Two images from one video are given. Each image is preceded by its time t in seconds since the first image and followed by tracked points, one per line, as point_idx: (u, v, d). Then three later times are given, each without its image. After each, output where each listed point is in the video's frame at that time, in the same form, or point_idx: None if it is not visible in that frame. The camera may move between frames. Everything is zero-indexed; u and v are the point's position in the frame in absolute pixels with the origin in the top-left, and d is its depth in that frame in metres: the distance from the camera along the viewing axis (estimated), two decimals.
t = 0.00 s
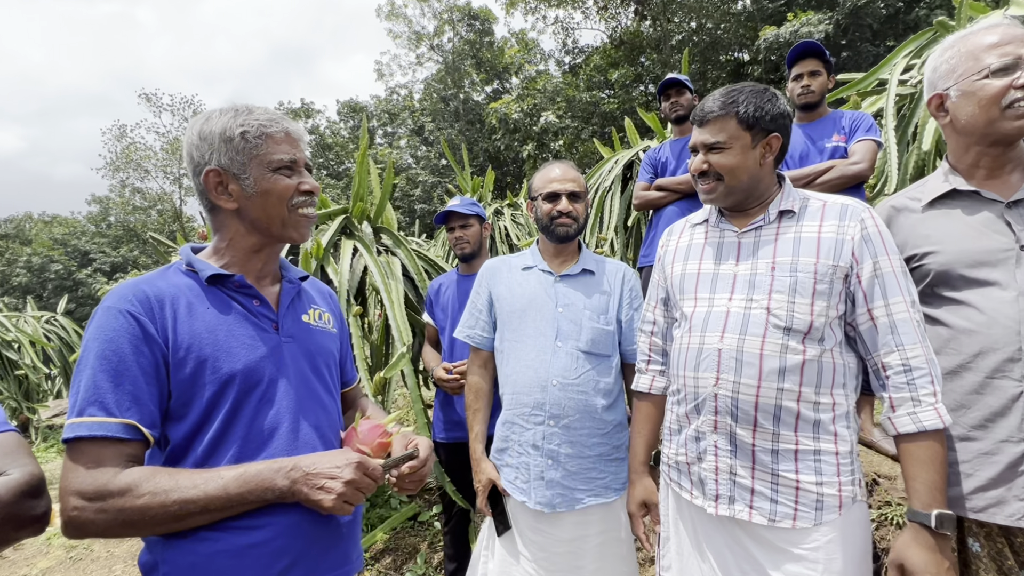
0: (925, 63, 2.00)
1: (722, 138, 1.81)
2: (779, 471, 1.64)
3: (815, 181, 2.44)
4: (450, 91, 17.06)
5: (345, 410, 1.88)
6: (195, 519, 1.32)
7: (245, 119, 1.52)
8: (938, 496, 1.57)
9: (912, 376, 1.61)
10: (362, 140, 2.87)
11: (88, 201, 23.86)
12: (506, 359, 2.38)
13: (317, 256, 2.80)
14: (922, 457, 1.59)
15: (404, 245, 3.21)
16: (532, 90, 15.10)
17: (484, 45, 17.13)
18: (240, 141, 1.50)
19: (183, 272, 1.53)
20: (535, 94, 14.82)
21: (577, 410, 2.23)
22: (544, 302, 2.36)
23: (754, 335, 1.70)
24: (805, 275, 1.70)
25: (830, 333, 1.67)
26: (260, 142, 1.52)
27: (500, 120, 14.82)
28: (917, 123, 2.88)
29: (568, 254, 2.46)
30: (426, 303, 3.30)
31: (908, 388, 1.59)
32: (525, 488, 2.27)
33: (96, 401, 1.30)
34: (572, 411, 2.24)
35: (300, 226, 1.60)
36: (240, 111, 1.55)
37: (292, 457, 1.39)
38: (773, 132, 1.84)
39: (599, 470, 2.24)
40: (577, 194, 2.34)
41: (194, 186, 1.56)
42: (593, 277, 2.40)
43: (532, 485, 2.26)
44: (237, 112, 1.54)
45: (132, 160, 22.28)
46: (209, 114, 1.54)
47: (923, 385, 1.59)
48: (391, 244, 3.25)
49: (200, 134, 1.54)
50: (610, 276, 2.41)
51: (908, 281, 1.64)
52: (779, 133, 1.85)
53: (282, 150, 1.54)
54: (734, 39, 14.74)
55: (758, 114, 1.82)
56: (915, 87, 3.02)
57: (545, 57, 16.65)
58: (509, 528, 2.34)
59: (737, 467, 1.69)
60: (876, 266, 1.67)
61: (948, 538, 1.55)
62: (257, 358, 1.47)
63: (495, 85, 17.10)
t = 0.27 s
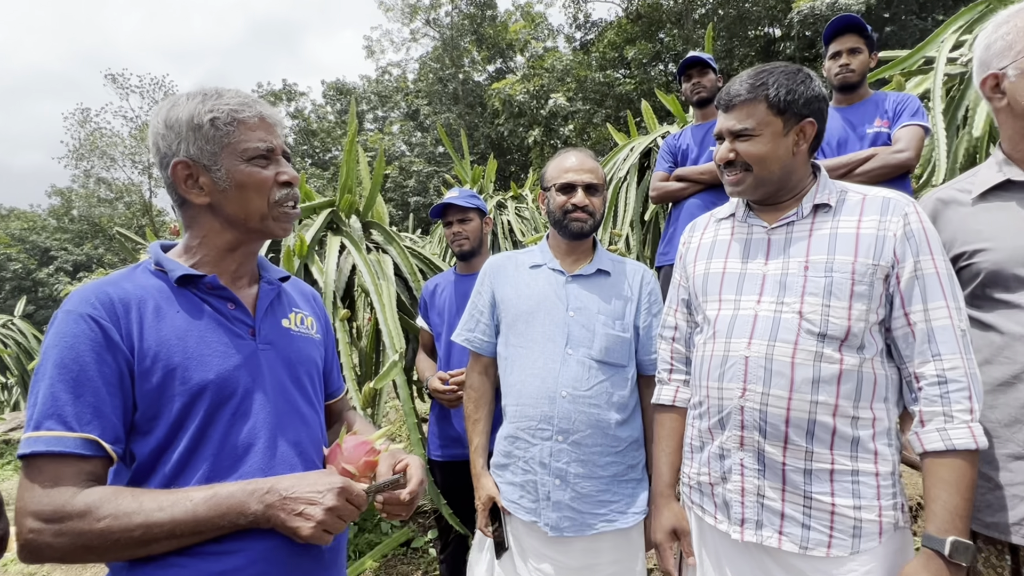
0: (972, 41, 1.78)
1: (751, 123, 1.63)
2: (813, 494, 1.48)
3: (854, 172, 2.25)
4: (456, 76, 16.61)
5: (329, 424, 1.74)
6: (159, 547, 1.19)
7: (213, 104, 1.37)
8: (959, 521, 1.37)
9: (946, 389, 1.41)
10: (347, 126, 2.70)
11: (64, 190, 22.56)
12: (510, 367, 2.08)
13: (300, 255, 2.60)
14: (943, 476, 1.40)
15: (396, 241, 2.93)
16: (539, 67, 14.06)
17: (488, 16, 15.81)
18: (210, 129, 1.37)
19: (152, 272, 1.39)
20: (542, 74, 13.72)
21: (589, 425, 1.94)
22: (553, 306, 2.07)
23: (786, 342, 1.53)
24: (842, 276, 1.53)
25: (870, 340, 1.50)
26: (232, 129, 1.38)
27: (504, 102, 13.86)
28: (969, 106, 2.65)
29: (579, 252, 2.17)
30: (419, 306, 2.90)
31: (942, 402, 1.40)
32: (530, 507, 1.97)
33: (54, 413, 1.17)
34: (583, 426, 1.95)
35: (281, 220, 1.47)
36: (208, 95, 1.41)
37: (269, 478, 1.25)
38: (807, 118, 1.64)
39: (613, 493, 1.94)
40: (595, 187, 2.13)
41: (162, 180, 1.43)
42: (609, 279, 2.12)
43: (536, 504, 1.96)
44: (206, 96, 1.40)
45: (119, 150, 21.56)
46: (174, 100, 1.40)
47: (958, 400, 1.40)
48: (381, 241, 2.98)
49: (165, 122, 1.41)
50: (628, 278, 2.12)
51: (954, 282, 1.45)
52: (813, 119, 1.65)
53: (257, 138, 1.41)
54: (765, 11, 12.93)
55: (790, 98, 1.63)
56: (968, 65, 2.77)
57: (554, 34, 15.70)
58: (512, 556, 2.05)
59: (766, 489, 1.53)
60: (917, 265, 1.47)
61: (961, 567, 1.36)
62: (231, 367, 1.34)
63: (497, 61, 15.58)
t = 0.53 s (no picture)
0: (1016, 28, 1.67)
1: (774, 110, 1.51)
2: (841, 512, 1.39)
3: (889, 163, 2.13)
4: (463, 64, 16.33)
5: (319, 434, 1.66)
6: (134, 552, 1.12)
7: (179, 91, 1.29)
8: (994, 542, 1.27)
9: (982, 398, 1.31)
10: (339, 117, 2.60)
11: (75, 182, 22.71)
12: (514, 373, 1.99)
13: (287, 253, 2.49)
14: (978, 494, 1.29)
15: (390, 238, 2.84)
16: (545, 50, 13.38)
17: None
18: (179, 120, 1.29)
19: (129, 271, 1.32)
20: (546, 56, 13.15)
21: (597, 436, 1.85)
22: (562, 307, 1.98)
23: (812, 347, 1.43)
24: (873, 275, 1.42)
25: (903, 346, 1.39)
26: (202, 118, 1.30)
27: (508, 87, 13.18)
28: (1014, 93, 2.53)
29: (590, 249, 2.07)
30: (415, 307, 2.78)
31: (977, 412, 1.29)
32: (523, 520, 1.90)
33: (27, 425, 1.10)
34: (590, 437, 1.86)
35: (266, 212, 1.39)
36: (174, 82, 1.31)
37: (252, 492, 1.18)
38: (835, 103, 1.52)
39: (621, 510, 1.85)
40: (602, 180, 2.02)
41: (135, 180, 1.36)
42: (622, 278, 2.02)
43: (534, 517, 1.89)
44: (171, 83, 1.31)
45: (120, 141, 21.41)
46: (138, 91, 1.32)
47: (995, 410, 1.29)
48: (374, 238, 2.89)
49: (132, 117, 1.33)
50: (644, 278, 2.02)
51: (994, 284, 1.33)
52: (842, 104, 1.52)
53: (230, 125, 1.33)
54: None
55: (817, 82, 1.51)
56: (1011, 50, 2.61)
57: (563, 17, 15.16)
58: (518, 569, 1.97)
59: (790, 506, 1.44)
60: (953, 263, 1.35)
61: None
62: (214, 372, 1.27)
63: (502, 46, 15.06)
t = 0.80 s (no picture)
0: None
1: (786, 105, 1.45)
2: (857, 523, 1.34)
3: (910, 160, 2.07)
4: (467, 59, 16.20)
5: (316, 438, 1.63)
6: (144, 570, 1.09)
7: (182, 81, 1.27)
8: None
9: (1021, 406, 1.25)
10: (338, 113, 2.56)
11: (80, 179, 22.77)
12: (520, 377, 1.95)
13: (284, 252, 2.45)
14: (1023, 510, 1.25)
15: (390, 238, 2.80)
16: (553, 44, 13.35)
17: None
18: (180, 109, 1.26)
19: (123, 270, 1.28)
20: (555, 50, 13.02)
21: (606, 444, 1.81)
22: (571, 308, 1.93)
23: (827, 351, 1.38)
24: (892, 277, 1.36)
25: (923, 350, 1.34)
26: (204, 108, 1.28)
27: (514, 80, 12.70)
28: None
29: (600, 250, 2.02)
30: (416, 308, 2.74)
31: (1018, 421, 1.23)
32: (529, 529, 1.85)
33: (23, 427, 1.06)
34: (598, 446, 1.81)
35: (264, 208, 1.35)
36: (177, 72, 1.30)
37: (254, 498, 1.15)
38: (851, 98, 1.45)
39: (629, 521, 1.80)
40: (609, 177, 1.97)
41: (129, 169, 1.32)
42: (634, 280, 1.96)
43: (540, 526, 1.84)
44: (174, 73, 1.29)
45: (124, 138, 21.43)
46: (140, 79, 1.29)
47: None
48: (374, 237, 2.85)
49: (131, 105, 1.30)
50: (657, 280, 1.96)
51: None
52: (858, 99, 1.46)
53: (232, 117, 1.30)
54: None
55: (832, 76, 1.45)
56: None
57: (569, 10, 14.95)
58: None
59: (805, 516, 1.39)
60: (979, 264, 1.30)
61: None
62: (212, 374, 1.23)
63: (506, 40, 14.90)
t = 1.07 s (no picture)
0: None
1: (798, 107, 1.43)
2: (869, 532, 1.33)
3: (923, 161, 2.04)
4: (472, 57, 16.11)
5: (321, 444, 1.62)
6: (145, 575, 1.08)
7: (202, 84, 1.27)
8: None
9: None
10: (344, 112, 2.54)
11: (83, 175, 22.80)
12: (529, 382, 1.94)
13: (288, 253, 2.44)
14: None
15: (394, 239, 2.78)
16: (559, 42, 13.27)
17: None
18: (198, 112, 1.26)
19: (131, 271, 1.27)
20: (561, 47, 12.94)
21: (615, 451, 1.79)
22: (581, 311, 1.92)
23: (838, 357, 1.36)
24: (905, 281, 1.34)
25: (936, 356, 1.32)
26: (222, 112, 1.28)
27: (518, 79, 12.80)
28: None
29: (610, 253, 2.00)
30: (419, 311, 2.73)
31: None
32: (545, 541, 1.82)
33: (27, 424, 1.05)
34: (608, 452, 1.80)
35: (275, 212, 1.35)
36: (197, 76, 1.29)
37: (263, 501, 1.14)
38: (863, 98, 1.43)
39: (639, 529, 1.79)
40: (618, 180, 1.95)
41: (142, 168, 1.31)
42: (645, 284, 1.95)
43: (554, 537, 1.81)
44: (194, 77, 1.29)
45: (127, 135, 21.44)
46: (160, 80, 1.28)
47: None
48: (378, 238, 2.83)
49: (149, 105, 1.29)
50: (669, 282, 1.95)
51: None
52: (870, 99, 1.43)
53: (248, 122, 1.30)
54: None
55: (843, 76, 1.42)
56: None
57: (575, 7, 14.85)
58: None
59: (816, 525, 1.38)
60: (993, 267, 1.27)
61: None
62: (218, 376, 1.22)
63: (512, 37, 14.80)
